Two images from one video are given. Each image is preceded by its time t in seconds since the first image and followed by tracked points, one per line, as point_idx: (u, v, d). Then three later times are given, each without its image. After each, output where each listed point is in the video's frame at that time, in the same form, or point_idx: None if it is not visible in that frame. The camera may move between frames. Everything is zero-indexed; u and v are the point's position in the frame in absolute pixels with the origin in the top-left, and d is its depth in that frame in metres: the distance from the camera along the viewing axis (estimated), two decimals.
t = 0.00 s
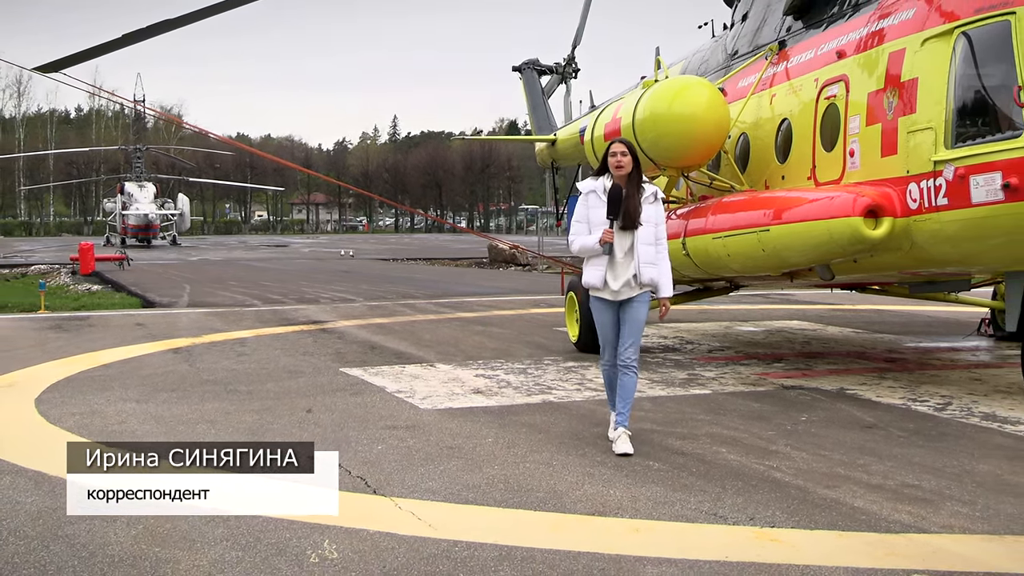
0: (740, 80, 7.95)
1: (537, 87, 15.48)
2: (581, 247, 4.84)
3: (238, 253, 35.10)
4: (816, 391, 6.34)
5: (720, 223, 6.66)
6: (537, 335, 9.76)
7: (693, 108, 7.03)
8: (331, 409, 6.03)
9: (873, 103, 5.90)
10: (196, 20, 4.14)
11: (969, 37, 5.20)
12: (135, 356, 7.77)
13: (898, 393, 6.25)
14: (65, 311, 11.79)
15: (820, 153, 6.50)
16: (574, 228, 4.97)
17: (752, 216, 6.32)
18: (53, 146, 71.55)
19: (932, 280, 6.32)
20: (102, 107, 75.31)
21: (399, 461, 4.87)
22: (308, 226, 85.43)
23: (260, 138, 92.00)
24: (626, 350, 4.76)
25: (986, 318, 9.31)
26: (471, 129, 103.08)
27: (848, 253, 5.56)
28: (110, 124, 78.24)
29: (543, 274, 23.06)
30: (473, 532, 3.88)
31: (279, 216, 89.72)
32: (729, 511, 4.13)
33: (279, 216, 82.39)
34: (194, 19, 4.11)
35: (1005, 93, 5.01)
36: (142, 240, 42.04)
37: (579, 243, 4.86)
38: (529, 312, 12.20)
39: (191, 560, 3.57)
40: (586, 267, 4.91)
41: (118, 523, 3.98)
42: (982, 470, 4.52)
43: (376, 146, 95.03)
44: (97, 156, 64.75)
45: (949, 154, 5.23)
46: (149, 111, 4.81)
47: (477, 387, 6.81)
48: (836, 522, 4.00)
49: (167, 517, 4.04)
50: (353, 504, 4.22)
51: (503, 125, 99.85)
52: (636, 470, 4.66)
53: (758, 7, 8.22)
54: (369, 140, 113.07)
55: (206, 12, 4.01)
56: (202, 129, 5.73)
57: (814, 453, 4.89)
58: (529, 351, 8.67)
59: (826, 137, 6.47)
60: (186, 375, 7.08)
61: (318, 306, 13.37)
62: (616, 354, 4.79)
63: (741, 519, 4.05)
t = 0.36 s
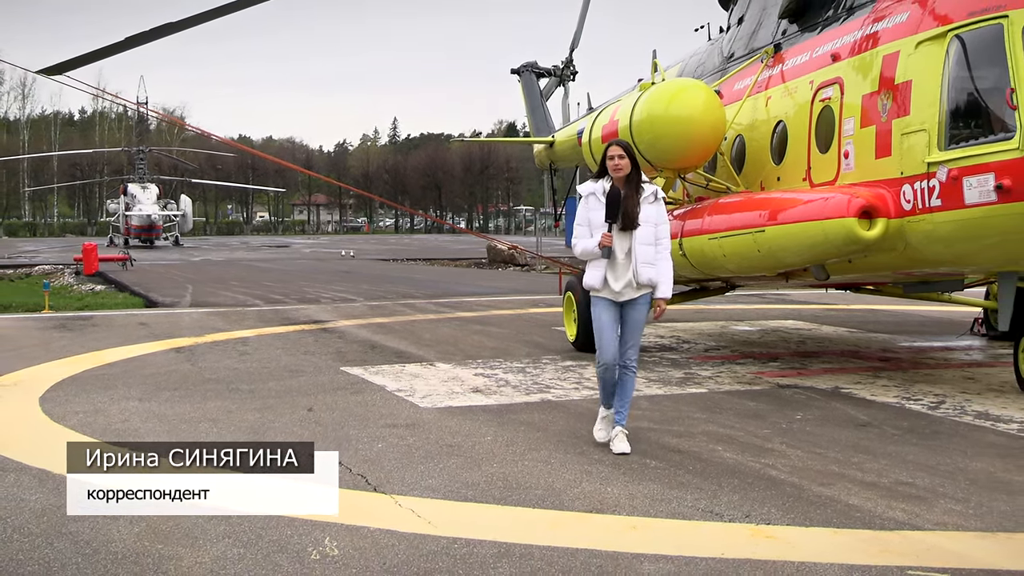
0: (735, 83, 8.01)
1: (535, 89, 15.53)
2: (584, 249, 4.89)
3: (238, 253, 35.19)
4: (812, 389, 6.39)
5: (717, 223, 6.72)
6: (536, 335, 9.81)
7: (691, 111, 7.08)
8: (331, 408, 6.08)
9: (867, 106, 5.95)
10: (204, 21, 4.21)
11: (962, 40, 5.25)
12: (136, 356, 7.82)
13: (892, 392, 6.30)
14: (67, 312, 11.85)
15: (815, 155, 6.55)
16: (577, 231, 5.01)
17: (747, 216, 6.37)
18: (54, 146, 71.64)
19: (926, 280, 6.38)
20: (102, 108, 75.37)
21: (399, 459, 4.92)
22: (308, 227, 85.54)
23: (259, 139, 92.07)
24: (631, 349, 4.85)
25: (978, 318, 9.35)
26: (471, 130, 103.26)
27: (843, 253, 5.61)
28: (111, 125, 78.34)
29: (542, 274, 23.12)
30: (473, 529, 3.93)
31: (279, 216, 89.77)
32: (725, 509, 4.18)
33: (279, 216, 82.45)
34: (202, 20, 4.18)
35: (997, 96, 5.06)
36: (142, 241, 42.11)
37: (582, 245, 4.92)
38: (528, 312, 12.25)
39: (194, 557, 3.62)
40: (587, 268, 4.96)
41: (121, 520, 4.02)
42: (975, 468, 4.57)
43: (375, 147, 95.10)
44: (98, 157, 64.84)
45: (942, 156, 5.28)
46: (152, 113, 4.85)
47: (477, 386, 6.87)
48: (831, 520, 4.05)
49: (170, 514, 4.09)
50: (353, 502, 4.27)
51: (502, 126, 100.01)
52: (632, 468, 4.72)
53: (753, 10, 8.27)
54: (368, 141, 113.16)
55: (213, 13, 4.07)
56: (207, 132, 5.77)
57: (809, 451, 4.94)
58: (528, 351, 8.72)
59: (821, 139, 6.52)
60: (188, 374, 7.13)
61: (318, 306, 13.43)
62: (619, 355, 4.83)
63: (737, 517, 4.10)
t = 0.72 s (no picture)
0: (731, 85, 8.06)
1: (533, 92, 15.58)
2: (584, 249, 4.89)
3: (239, 254, 35.38)
4: (807, 388, 6.45)
5: (713, 224, 6.76)
6: (535, 334, 9.86)
7: (688, 113, 7.12)
8: (332, 407, 6.13)
9: (862, 108, 6.00)
10: (212, 22, 4.30)
11: (955, 43, 5.30)
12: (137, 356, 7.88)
13: (886, 391, 6.36)
14: (68, 312, 11.91)
15: (810, 156, 6.60)
16: (575, 231, 5.02)
17: (743, 217, 6.42)
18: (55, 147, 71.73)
19: (920, 280, 6.43)
20: (102, 109, 75.43)
21: (399, 457, 4.97)
22: (308, 228, 85.68)
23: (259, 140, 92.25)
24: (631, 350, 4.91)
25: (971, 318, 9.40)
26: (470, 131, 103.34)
27: (838, 253, 5.65)
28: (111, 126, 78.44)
29: (540, 275, 23.21)
30: (472, 527, 3.98)
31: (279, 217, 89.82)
32: (721, 506, 4.24)
33: (279, 217, 82.51)
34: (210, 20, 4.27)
35: (990, 98, 5.11)
36: (144, 242, 42.22)
37: (581, 246, 4.93)
38: (527, 312, 12.31)
39: (196, 555, 3.67)
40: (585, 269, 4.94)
41: (124, 518, 4.07)
42: (968, 466, 4.62)
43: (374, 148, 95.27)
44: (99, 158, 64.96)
45: (936, 158, 5.33)
46: (155, 115, 4.88)
47: (476, 385, 6.92)
48: (826, 517, 4.10)
49: (173, 513, 4.14)
50: (354, 501, 4.32)
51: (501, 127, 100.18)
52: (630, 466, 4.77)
53: (749, 13, 8.32)
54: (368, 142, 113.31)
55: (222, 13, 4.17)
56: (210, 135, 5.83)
57: (804, 449, 4.99)
58: (527, 350, 8.78)
59: (816, 141, 6.56)
60: (190, 373, 7.19)
61: (319, 306, 13.49)
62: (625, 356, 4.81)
63: (732, 514, 4.15)
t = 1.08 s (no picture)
0: (726, 88, 8.12)
1: (530, 94, 15.64)
2: (582, 257, 4.83)
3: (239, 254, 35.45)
4: (801, 388, 6.50)
5: (709, 225, 6.82)
6: (532, 334, 9.91)
7: (684, 115, 7.17)
8: (332, 406, 6.18)
9: (855, 110, 6.05)
10: (224, 23, 4.42)
11: (948, 47, 5.36)
12: (137, 356, 7.92)
13: (880, 390, 6.41)
14: (68, 312, 11.95)
15: (805, 158, 6.65)
16: (574, 238, 4.96)
17: (738, 219, 6.48)
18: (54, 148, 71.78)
19: (913, 281, 6.49)
20: (102, 110, 75.46)
21: (398, 456, 5.02)
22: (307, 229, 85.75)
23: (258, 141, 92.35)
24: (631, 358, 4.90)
25: (964, 318, 9.46)
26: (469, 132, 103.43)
27: (832, 254, 5.70)
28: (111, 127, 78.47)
29: (539, 275, 23.26)
30: (469, 525, 4.03)
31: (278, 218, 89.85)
32: (716, 504, 4.29)
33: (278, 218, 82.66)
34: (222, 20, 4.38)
35: (981, 101, 5.16)
36: (143, 243, 42.26)
37: (580, 253, 4.86)
38: (525, 313, 12.36)
39: (196, 552, 3.71)
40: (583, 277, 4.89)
41: (126, 516, 4.12)
42: (960, 464, 4.68)
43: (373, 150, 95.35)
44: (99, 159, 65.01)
45: (928, 160, 5.38)
46: (157, 117, 4.88)
47: (474, 384, 6.97)
48: (820, 515, 4.15)
49: (174, 511, 4.18)
50: (354, 499, 4.37)
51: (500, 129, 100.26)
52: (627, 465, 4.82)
53: (744, 17, 8.38)
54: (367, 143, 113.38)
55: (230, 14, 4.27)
56: (210, 137, 5.88)
57: (798, 448, 5.04)
58: (524, 350, 8.83)
59: (810, 143, 6.62)
60: (192, 373, 7.24)
61: (319, 307, 13.53)
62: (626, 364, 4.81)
63: (728, 512, 4.21)
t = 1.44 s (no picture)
0: (719, 91, 8.21)
1: (526, 98, 15.71)
2: (577, 256, 4.85)
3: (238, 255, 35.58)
4: (793, 386, 6.58)
5: (702, 226, 6.89)
6: (529, 334, 9.98)
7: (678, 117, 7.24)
8: (331, 404, 6.25)
9: (846, 113, 6.12)
10: (232, 24, 4.51)
11: (936, 51, 5.44)
12: (137, 355, 7.99)
13: (870, 389, 6.49)
14: (66, 313, 12.06)
15: (796, 161, 6.72)
16: (571, 238, 5.00)
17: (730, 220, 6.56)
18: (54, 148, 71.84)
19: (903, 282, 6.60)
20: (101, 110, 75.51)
21: (396, 453, 5.09)
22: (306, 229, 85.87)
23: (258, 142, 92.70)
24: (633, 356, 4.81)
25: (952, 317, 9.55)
26: (467, 133, 103.59)
27: (823, 255, 5.77)
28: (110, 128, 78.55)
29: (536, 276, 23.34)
30: (464, 521, 4.11)
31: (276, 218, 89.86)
32: (709, 501, 4.36)
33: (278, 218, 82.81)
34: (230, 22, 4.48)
35: (970, 104, 5.24)
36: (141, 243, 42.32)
37: (576, 253, 4.88)
38: (522, 312, 12.44)
39: (198, 548, 3.79)
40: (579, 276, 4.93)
41: (128, 512, 4.19)
42: (949, 462, 4.75)
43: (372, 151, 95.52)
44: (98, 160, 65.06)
45: (917, 162, 5.45)
46: (158, 120, 4.86)
47: (470, 383, 7.04)
48: (810, 511, 4.22)
49: (175, 507, 4.26)
50: (353, 495, 4.44)
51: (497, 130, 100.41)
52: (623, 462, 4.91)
53: (736, 21, 8.46)
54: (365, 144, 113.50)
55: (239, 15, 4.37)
56: (211, 139, 5.94)
57: (790, 445, 5.12)
58: (520, 349, 8.90)
59: (801, 146, 6.69)
60: (193, 371, 7.31)
61: (319, 306, 13.60)
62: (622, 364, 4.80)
63: (720, 508, 4.28)
